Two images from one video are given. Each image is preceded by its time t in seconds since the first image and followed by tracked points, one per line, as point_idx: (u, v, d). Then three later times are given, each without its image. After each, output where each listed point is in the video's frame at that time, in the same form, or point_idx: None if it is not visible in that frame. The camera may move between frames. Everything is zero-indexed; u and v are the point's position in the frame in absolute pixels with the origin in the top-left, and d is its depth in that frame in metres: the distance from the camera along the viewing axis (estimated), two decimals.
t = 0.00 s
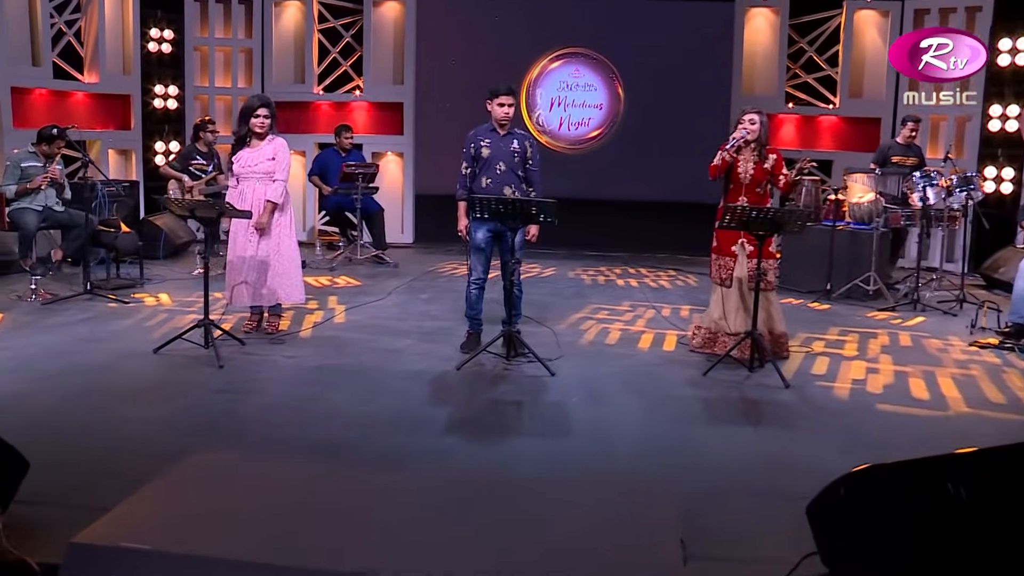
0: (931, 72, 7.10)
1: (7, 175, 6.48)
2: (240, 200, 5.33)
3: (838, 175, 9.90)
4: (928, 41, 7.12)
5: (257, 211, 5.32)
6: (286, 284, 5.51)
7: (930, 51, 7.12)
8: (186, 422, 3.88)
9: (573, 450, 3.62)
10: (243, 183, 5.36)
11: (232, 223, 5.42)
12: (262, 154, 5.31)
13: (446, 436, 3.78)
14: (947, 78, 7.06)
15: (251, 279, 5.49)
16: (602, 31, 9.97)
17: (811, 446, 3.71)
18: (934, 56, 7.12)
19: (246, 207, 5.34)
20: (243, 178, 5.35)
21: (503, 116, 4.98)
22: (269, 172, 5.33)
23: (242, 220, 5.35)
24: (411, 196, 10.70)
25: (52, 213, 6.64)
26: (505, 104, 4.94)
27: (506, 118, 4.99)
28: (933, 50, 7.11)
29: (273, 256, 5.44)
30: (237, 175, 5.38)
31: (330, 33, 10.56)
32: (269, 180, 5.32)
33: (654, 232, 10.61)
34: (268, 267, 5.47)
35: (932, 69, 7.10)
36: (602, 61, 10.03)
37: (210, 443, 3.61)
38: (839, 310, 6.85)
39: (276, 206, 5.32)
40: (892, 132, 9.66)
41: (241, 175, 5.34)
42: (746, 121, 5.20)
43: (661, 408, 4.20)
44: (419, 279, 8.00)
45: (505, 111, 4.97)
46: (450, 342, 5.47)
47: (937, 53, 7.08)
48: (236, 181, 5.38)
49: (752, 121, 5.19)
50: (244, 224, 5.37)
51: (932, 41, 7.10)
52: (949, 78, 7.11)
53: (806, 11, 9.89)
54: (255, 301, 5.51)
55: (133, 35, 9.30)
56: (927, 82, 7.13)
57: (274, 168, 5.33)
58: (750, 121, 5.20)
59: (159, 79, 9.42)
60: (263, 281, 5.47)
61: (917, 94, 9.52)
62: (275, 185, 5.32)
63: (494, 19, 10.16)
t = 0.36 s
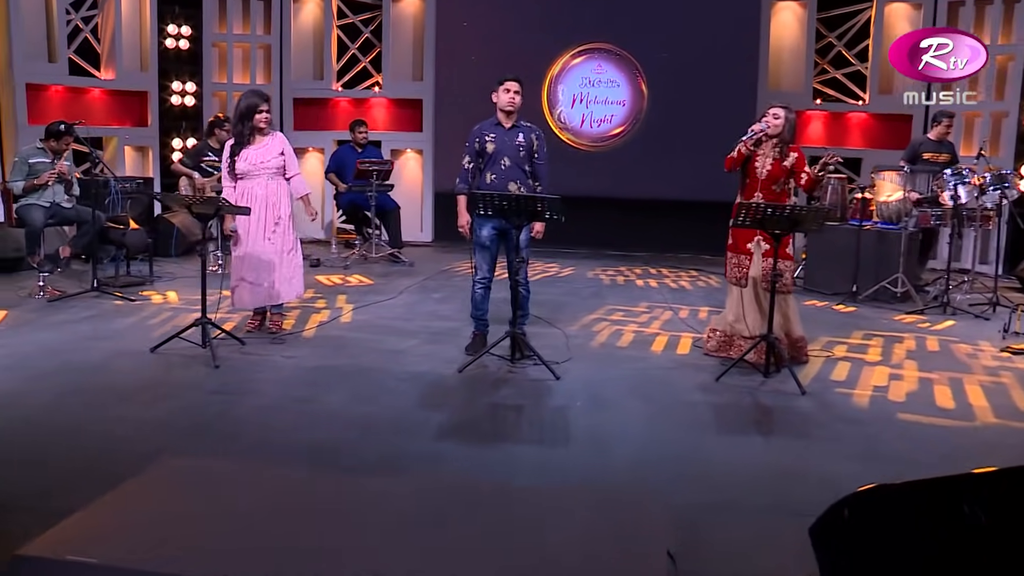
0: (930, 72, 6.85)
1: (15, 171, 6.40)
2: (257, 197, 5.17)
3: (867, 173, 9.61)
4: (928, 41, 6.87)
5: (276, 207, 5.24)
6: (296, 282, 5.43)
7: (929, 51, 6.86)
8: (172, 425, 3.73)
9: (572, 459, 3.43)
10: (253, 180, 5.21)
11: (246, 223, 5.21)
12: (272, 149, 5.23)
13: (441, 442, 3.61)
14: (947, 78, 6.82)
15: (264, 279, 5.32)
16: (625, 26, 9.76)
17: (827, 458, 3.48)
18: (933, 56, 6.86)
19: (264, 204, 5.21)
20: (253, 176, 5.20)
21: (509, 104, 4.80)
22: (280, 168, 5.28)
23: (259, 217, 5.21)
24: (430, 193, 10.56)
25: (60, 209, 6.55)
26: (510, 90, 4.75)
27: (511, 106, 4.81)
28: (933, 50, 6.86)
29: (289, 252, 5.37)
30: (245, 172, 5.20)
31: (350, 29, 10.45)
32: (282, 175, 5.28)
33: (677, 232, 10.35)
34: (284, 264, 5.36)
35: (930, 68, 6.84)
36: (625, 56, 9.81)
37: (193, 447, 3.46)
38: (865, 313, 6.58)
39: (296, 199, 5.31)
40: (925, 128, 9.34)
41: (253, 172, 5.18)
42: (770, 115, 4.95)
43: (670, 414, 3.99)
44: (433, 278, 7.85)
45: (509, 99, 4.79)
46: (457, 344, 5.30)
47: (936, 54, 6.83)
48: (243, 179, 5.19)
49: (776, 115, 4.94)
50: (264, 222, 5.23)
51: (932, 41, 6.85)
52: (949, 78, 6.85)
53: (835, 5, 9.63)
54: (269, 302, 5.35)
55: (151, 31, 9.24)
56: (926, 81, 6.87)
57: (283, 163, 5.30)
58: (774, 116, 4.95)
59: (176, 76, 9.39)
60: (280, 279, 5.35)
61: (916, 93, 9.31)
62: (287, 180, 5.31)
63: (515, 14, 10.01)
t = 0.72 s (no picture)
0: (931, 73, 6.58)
1: (28, 167, 6.39)
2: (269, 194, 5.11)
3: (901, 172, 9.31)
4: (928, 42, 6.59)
5: (287, 204, 5.20)
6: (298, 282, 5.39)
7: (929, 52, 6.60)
8: (160, 431, 3.64)
9: (567, 471, 3.27)
10: (262, 177, 5.13)
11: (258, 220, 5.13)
12: (281, 146, 5.17)
13: (432, 451, 3.47)
14: (947, 79, 6.54)
15: (272, 278, 5.25)
16: (650, 21, 9.55)
17: (838, 474, 3.28)
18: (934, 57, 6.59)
19: (276, 201, 5.16)
20: (261, 173, 5.12)
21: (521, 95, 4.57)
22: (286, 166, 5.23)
23: (272, 215, 5.15)
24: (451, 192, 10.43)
25: (72, 206, 6.52)
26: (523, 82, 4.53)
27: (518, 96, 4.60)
28: (933, 51, 6.58)
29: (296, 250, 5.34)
30: (255, 169, 5.11)
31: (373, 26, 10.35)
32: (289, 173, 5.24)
33: (703, 232, 10.12)
34: (292, 263, 5.32)
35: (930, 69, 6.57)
36: (651, 52, 9.58)
37: (177, 455, 3.37)
38: (894, 318, 6.32)
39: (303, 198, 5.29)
40: (961, 125, 9.07)
41: (263, 168, 5.10)
42: (798, 114, 4.68)
43: (675, 424, 3.81)
44: (449, 278, 7.71)
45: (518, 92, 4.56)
46: (464, 346, 5.16)
47: (936, 54, 6.55)
48: (253, 176, 5.10)
49: (802, 116, 4.67)
50: (276, 219, 5.17)
51: (932, 42, 6.57)
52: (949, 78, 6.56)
53: None
54: (276, 301, 5.27)
55: (172, 29, 9.23)
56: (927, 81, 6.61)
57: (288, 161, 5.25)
58: (802, 117, 4.67)
59: (197, 74, 9.38)
60: (289, 278, 5.30)
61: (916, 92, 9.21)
62: (294, 179, 5.29)
63: (538, 10, 9.84)
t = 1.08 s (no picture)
0: (930, 73, 6.37)
1: (39, 165, 6.40)
2: (259, 191, 5.05)
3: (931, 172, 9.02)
4: (928, 41, 6.36)
5: (280, 203, 5.10)
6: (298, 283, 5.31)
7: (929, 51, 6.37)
8: (143, 433, 3.54)
9: (555, 482, 3.12)
10: (256, 173, 5.08)
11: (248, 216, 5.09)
12: (280, 143, 5.09)
13: (417, 457, 3.34)
14: (948, 79, 6.34)
15: (263, 276, 5.19)
16: (674, 17, 9.35)
17: (845, 489, 3.09)
18: (934, 56, 6.37)
19: (268, 198, 5.08)
20: (256, 168, 5.07)
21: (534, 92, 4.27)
22: (287, 163, 5.13)
23: (263, 212, 5.08)
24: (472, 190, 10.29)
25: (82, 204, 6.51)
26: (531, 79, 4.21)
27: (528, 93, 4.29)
28: (933, 50, 6.36)
29: (292, 252, 5.22)
30: (251, 164, 5.08)
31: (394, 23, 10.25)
32: (289, 170, 5.13)
33: (728, 232, 9.88)
34: (286, 264, 5.22)
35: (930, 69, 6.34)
36: (676, 48, 9.38)
37: (154, 459, 3.26)
38: (920, 322, 6.07)
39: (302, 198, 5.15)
40: (994, 123, 8.76)
41: (256, 164, 5.05)
42: (812, 106, 4.55)
43: (676, 434, 3.63)
44: (464, 278, 7.58)
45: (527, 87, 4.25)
46: (468, 348, 5.02)
47: (937, 53, 6.32)
48: (247, 172, 5.07)
49: (817, 108, 4.54)
50: (266, 217, 5.10)
51: (932, 41, 6.34)
52: (950, 78, 6.35)
53: None
54: (267, 299, 5.21)
55: (192, 28, 9.21)
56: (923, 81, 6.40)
57: (292, 159, 5.14)
58: (816, 110, 4.55)
59: (217, 71, 9.36)
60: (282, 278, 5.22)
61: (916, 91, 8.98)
62: (298, 177, 5.17)
63: (561, 6, 9.68)
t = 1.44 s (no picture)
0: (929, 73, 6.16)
1: (52, 165, 6.41)
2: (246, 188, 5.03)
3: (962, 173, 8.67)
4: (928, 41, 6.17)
5: (266, 200, 5.01)
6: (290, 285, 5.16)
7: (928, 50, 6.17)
8: (126, 439, 3.49)
9: (539, 495, 3.01)
10: (251, 170, 5.07)
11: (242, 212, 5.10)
12: (275, 139, 5.01)
13: (401, 467, 3.25)
14: (947, 79, 6.13)
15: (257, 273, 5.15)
16: (699, 15, 9.16)
17: (843, 510, 2.93)
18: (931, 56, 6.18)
19: (256, 196, 5.03)
20: (252, 165, 5.06)
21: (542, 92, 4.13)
22: (283, 161, 5.01)
23: (248, 209, 5.05)
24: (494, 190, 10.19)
25: (95, 203, 6.52)
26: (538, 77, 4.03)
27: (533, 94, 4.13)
28: (933, 50, 6.17)
29: (279, 252, 5.09)
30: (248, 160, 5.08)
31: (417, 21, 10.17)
32: (283, 168, 5.02)
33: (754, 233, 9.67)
34: (271, 264, 5.11)
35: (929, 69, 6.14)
36: (702, 46, 9.18)
37: (132, 468, 3.21)
38: (947, 329, 5.84)
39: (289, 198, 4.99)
40: None
41: (252, 160, 5.05)
42: (817, 98, 4.18)
43: (673, 446, 3.48)
44: (480, 279, 7.48)
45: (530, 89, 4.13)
46: (472, 352, 4.92)
47: (936, 53, 6.14)
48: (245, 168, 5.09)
49: (824, 98, 4.19)
50: (253, 214, 5.05)
51: (932, 41, 6.16)
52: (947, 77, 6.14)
53: None
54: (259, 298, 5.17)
55: (213, 26, 9.09)
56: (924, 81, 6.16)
57: (289, 156, 5.02)
58: (819, 99, 4.21)
59: (239, 70, 9.24)
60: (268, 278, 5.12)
61: (916, 88, 8.75)
62: (291, 175, 5.02)
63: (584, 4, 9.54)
